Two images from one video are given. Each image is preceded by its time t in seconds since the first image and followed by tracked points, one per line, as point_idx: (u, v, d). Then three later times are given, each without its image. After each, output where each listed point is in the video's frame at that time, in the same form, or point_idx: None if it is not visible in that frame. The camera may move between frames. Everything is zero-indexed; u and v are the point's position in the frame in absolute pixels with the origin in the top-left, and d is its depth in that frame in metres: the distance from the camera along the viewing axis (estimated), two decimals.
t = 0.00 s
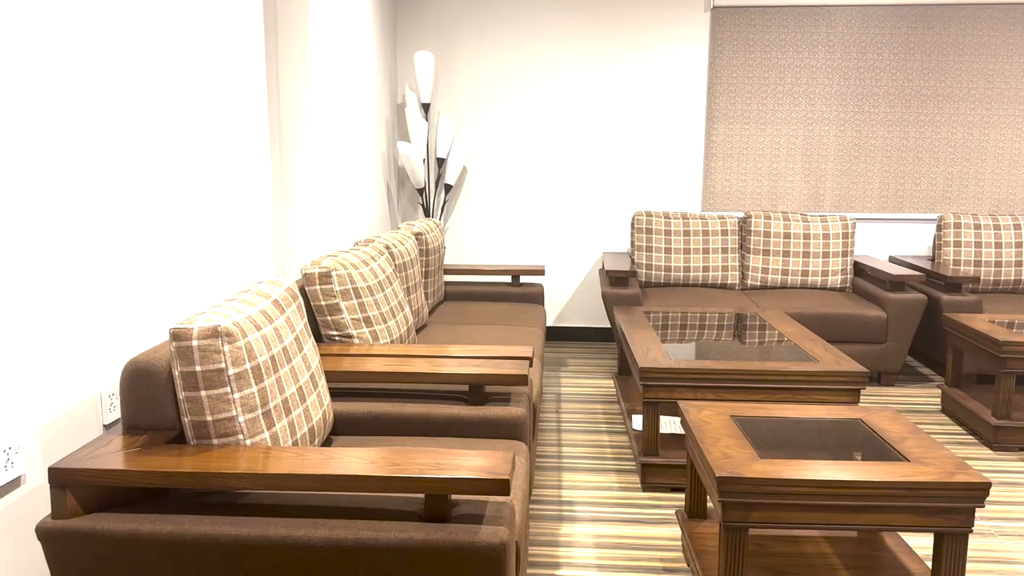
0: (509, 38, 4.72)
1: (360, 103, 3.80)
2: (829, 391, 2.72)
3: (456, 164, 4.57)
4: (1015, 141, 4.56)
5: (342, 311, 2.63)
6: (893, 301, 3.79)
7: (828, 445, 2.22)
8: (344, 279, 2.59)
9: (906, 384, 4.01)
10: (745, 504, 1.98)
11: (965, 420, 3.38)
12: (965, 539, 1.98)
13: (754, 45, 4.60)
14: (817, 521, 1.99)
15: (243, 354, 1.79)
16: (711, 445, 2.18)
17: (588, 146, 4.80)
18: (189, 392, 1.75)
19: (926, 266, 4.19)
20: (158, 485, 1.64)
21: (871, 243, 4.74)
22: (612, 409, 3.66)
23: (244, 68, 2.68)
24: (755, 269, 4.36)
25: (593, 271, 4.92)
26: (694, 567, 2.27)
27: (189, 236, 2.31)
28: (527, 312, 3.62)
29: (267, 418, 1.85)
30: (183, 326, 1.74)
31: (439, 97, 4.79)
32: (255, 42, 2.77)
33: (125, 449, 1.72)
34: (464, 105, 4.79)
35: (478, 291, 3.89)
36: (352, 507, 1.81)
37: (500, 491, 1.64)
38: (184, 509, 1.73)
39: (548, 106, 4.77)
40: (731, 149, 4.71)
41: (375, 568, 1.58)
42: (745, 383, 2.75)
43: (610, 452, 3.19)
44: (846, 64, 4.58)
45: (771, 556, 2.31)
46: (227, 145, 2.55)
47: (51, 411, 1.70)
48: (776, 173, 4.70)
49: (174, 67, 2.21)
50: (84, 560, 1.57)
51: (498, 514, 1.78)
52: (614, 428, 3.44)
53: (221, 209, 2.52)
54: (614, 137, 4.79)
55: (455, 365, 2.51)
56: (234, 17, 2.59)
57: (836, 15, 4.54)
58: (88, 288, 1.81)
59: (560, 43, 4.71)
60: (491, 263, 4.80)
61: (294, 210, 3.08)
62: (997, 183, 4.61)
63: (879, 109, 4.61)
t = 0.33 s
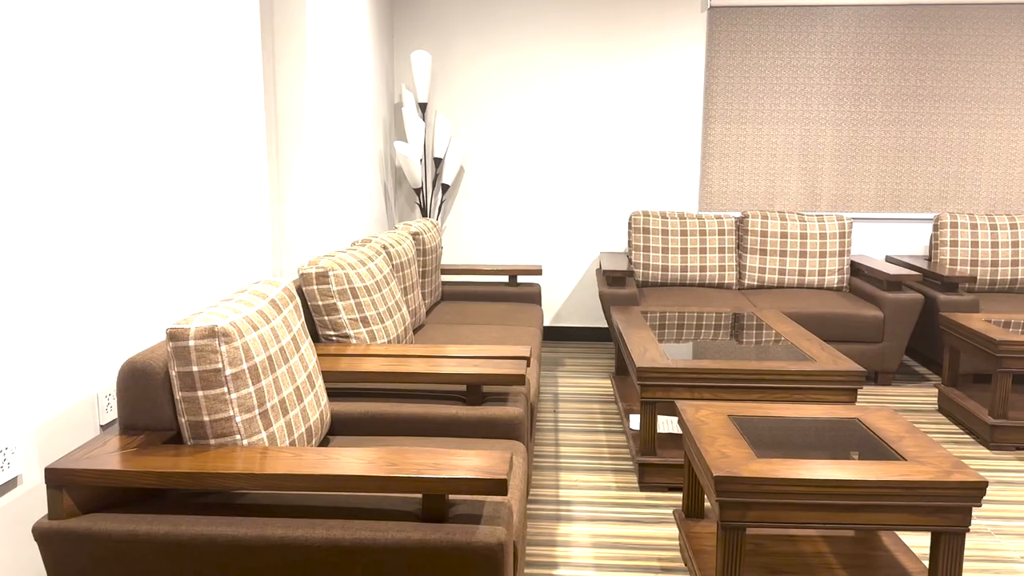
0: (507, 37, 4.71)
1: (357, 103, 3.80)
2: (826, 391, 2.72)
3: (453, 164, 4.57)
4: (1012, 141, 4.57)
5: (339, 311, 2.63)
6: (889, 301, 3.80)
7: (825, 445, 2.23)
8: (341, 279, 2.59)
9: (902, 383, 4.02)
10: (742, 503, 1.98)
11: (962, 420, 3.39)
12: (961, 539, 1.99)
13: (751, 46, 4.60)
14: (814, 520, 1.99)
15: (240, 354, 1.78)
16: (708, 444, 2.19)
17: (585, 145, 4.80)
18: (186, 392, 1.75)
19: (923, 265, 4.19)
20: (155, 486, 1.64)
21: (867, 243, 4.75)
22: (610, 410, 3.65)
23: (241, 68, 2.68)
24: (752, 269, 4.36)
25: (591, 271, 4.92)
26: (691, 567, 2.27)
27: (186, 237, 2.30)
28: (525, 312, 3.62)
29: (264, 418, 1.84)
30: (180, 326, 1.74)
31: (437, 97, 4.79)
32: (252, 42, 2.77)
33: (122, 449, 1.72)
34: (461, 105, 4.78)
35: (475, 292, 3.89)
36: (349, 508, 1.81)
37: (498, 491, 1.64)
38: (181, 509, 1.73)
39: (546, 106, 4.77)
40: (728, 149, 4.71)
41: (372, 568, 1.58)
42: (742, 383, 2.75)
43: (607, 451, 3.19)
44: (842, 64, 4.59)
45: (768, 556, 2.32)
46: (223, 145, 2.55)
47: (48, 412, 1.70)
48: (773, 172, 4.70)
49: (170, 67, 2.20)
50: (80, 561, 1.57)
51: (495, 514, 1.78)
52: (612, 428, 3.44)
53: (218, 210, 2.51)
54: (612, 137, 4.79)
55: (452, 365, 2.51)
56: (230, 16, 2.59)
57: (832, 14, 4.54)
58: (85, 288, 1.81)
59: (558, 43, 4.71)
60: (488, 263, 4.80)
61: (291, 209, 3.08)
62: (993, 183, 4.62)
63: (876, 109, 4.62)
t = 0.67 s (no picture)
0: (503, 37, 4.71)
1: (352, 103, 3.80)
2: (821, 390, 2.73)
3: (448, 164, 4.57)
4: (1005, 141, 4.59)
5: (335, 312, 2.63)
6: (884, 301, 3.81)
7: (821, 444, 2.23)
8: (337, 279, 2.59)
9: (897, 383, 4.03)
10: (738, 503, 1.99)
11: (956, 419, 3.40)
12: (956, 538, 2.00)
13: (746, 46, 4.61)
14: (810, 519, 1.99)
15: (235, 354, 1.78)
16: (704, 444, 2.19)
17: (581, 145, 4.80)
18: (181, 393, 1.75)
19: (918, 265, 4.20)
20: (151, 487, 1.64)
21: (862, 243, 4.76)
22: (605, 409, 3.66)
23: (236, 68, 2.67)
24: (747, 269, 4.37)
25: (586, 271, 4.92)
26: (687, 566, 2.27)
27: (182, 237, 2.30)
28: (520, 312, 3.62)
29: (260, 418, 1.84)
30: (175, 327, 1.74)
31: (432, 97, 4.79)
32: (247, 41, 2.76)
33: (118, 450, 1.71)
34: (456, 105, 4.78)
35: (471, 292, 3.89)
36: (345, 509, 1.81)
37: (495, 491, 1.64)
38: (177, 510, 1.73)
39: (542, 106, 4.77)
40: (723, 149, 4.72)
41: (368, 568, 1.58)
42: (738, 383, 2.75)
43: (603, 451, 3.20)
44: (837, 64, 4.60)
45: (764, 555, 2.32)
46: (219, 146, 2.54)
47: (43, 413, 1.70)
48: (768, 172, 4.71)
49: (166, 67, 2.20)
50: (75, 563, 1.57)
51: (492, 514, 1.78)
52: (607, 427, 3.44)
53: (213, 210, 2.51)
54: (607, 137, 4.79)
55: (448, 365, 2.51)
56: (226, 17, 2.59)
57: (827, 14, 4.55)
58: (80, 288, 1.81)
59: (554, 43, 4.71)
60: (484, 263, 4.80)
61: (286, 209, 3.07)
62: (987, 183, 4.63)
63: (871, 109, 4.63)
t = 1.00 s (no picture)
0: (496, 37, 4.71)
1: (345, 103, 3.79)
2: (814, 390, 2.73)
3: (441, 164, 4.56)
4: (997, 141, 4.61)
5: (328, 312, 2.62)
6: (877, 301, 3.82)
7: (813, 443, 2.24)
8: (330, 279, 2.58)
9: (889, 382, 4.04)
10: (731, 502, 2.00)
11: (948, 418, 3.41)
12: (948, 536, 2.01)
13: (739, 46, 4.62)
14: (803, 518, 2.00)
15: (228, 355, 1.78)
16: (697, 444, 2.19)
17: (574, 145, 4.81)
18: (174, 394, 1.74)
19: (910, 265, 4.22)
20: (144, 489, 1.63)
21: (854, 243, 4.78)
22: (599, 409, 3.66)
23: (229, 68, 2.67)
24: (740, 269, 4.38)
25: (580, 271, 4.93)
26: (680, 565, 2.28)
27: (174, 238, 2.29)
28: (514, 312, 3.62)
29: (253, 419, 1.84)
30: (167, 328, 1.73)
31: (425, 97, 4.78)
32: (240, 41, 2.76)
33: (110, 451, 1.70)
34: (449, 105, 4.78)
35: (464, 292, 3.89)
36: (339, 510, 1.81)
37: (489, 492, 1.64)
38: (170, 512, 1.72)
39: (535, 106, 4.77)
40: (716, 149, 4.73)
41: (363, 569, 1.58)
42: (731, 382, 2.76)
43: (597, 451, 3.20)
44: (829, 64, 4.61)
45: (757, 554, 2.33)
46: (211, 146, 2.54)
47: (35, 414, 1.69)
48: (760, 172, 4.72)
49: (158, 67, 2.19)
50: (67, 565, 1.56)
51: (486, 515, 1.78)
52: (601, 427, 3.44)
53: (206, 210, 2.50)
54: (600, 137, 4.79)
55: (441, 365, 2.51)
56: (218, 16, 2.58)
57: (819, 15, 4.56)
58: (72, 289, 1.80)
59: (547, 43, 4.71)
60: (477, 263, 4.79)
61: (279, 209, 3.06)
62: (979, 182, 4.65)
63: (863, 109, 4.64)
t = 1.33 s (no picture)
0: (486, 37, 4.71)
1: (335, 102, 3.78)
2: (804, 389, 2.74)
3: (432, 164, 4.56)
4: (985, 141, 4.64)
5: (318, 312, 2.61)
6: (866, 301, 3.84)
7: (803, 442, 2.25)
8: (320, 279, 2.57)
9: (879, 381, 4.06)
10: (722, 502, 2.00)
11: (937, 417, 3.43)
12: (937, 534, 2.02)
13: (729, 46, 4.63)
14: (793, 517, 2.00)
15: (218, 356, 1.77)
16: (688, 443, 2.20)
17: (564, 144, 4.81)
18: (163, 395, 1.73)
19: (899, 264, 4.24)
20: (132, 491, 1.62)
21: (844, 242, 4.80)
22: (590, 409, 3.66)
23: (218, 68, 2.66)
24: (730, 269, 4.39)
25: (570, 271, 4.93)
26: (671, 565, 2.28)
27: (163, 239, 2.28)
28: (505, 312, 3.61)
29: (243, 421, 1.83)
30: (156, 329, 1.72)
31: (415, 97, 4.77)
32: (229, 40, 2.74)
33: (99, 453, 1.69)
34: (440, 105, 4.77)
35: (455, 292, 3.88)
36: (329, 511, 1.81)
37: (481, 492, 1.64)
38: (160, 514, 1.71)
39: (526, 105, 4.77)
40: (706, 149, 4.74)
41: (354, 570, 1.57)
42: (722, 382, 2.76)
43: (588, 451, 3.20)
44: (819, 64, 4.63)
45: (748, 553, 2.33)
46: (201, 145, 2.53)
47: (23, 416, 1.67)
48: (750, 172, 4.74)
49: (145, 66, 2.17)
50: (55, 567, 1.55)
51: (477, 515, 1.78)
52: (592, 427, 3.44)
53: (196, 211, 2.49)
54: (591, 136, 4.80)
55: (432, 366, 2.51)
56: (208, 15, 2.57)
57: (809, 15, 4.58)
58: (60, 291, 1.79)
59: (537, 42, 4.71)
60: (467, 263, 4.79)
61: (268, 209, 3.05)
62: (967, 183, 4.68)
63: (852, 109, 4.66)
